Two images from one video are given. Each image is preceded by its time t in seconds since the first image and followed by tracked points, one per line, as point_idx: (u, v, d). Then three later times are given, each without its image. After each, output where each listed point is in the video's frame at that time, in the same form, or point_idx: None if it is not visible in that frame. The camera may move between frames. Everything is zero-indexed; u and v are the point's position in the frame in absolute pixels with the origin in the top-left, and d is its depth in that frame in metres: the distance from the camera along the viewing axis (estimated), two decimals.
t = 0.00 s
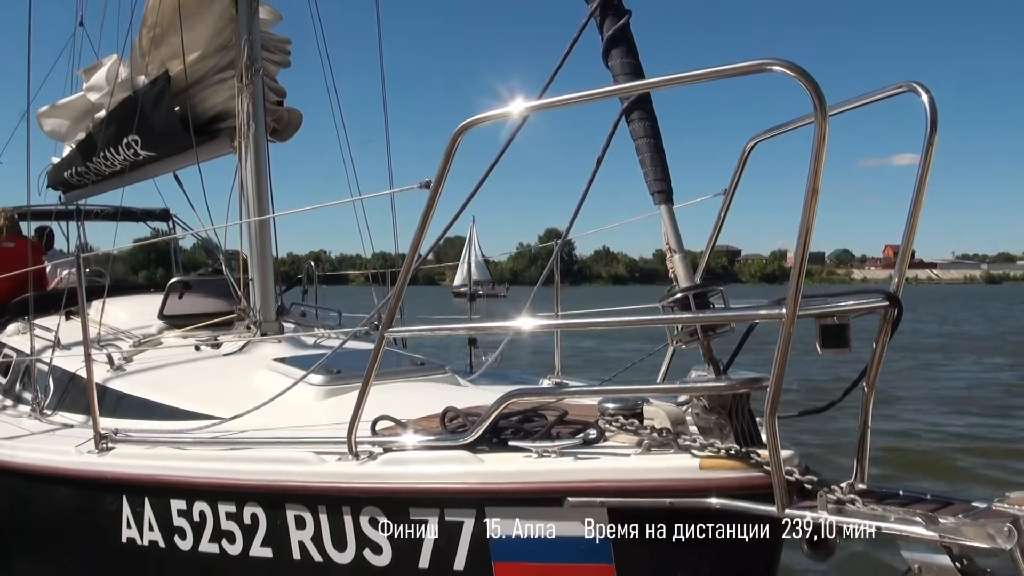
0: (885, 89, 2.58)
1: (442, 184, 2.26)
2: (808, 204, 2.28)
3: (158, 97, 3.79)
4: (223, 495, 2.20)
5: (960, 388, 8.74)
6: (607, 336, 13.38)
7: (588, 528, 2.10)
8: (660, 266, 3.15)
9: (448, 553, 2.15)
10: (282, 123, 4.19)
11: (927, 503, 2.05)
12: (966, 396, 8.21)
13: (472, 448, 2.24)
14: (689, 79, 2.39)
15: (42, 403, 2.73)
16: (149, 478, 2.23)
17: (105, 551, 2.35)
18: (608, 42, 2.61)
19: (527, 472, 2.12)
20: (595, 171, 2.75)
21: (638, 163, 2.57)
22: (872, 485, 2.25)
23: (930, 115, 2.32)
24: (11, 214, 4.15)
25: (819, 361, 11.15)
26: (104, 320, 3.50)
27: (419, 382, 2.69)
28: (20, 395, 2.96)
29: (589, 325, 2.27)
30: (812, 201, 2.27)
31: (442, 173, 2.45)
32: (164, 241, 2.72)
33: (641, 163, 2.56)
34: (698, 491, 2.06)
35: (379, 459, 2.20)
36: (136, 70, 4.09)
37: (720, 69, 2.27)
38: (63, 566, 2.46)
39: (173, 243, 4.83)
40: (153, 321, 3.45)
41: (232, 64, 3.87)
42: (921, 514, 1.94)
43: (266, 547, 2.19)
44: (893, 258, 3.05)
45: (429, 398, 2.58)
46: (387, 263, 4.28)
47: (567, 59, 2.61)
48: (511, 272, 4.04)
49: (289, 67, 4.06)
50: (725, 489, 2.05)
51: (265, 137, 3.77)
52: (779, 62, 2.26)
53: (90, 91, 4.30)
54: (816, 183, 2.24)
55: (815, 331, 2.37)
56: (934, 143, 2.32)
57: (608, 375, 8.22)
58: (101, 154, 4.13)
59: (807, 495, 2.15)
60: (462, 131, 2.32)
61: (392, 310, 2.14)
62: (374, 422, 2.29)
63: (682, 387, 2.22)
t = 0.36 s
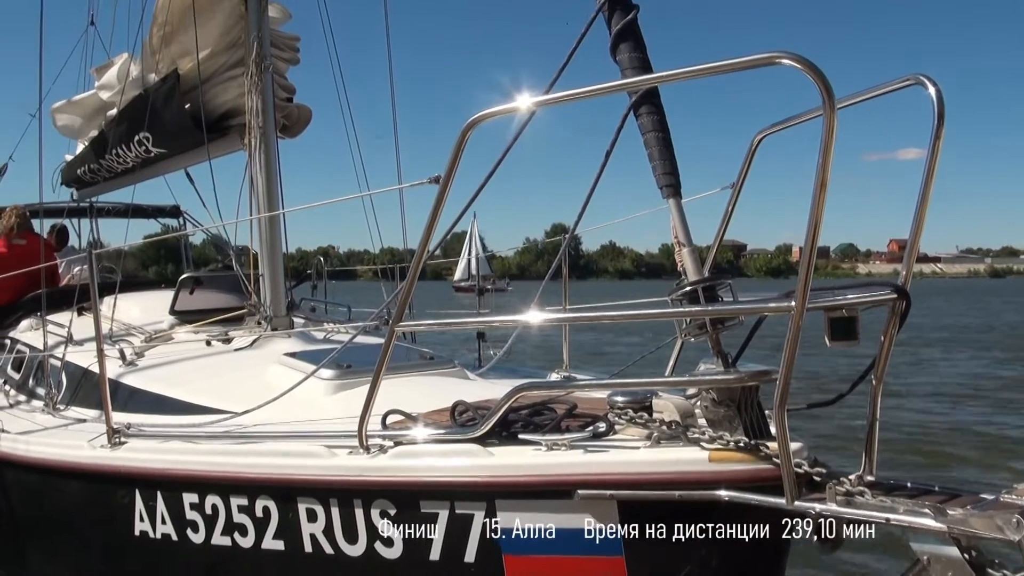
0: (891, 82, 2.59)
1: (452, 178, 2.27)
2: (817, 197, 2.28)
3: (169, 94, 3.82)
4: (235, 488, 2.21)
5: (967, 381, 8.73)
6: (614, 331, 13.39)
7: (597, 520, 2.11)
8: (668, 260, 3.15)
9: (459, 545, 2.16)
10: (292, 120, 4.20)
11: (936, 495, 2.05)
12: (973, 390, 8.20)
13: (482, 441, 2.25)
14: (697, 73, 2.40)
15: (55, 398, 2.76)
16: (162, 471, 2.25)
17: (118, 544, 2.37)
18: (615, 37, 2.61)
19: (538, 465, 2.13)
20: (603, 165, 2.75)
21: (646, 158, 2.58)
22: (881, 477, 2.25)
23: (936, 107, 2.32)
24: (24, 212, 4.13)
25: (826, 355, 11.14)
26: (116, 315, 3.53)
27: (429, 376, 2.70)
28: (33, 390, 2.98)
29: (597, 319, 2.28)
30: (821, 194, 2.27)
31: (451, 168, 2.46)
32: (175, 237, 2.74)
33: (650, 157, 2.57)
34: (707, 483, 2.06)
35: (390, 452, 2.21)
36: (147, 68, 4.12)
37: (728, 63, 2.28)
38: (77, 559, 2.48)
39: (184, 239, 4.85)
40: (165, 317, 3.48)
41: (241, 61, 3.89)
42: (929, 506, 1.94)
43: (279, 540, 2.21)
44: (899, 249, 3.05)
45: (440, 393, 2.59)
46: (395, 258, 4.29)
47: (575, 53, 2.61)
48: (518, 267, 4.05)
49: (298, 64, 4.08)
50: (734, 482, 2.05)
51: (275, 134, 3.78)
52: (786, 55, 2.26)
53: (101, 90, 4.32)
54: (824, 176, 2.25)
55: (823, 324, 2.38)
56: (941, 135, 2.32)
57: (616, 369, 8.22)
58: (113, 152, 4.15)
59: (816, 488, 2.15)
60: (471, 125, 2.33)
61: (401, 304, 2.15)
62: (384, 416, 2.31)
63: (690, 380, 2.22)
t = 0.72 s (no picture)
0: (905, 73, 2.57)
1: (465, 173, 2.26)
2: (831, 191, 2.27)
3: (182, 91, 3.84)
4: (250, 484, 2.22)
5: (981, 376, 8.68)
6: (626, 327, 13.37)
7: (611, 516, 2.11)
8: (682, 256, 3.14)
9: (474, 540, 2.16)
10: (305, 117, 4.21)
11: (951, 489, 2.04)
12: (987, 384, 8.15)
13: (496, 437, 2.25)
14: (710, 66, 2.39)
15: (70, 395, 2.77)
16: (178, 467, 2.26)
17: (135, 539, 2.38)
18: (628, 31, 2.60)
19: (552, 460, 2.13)
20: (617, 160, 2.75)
21: (659, 152, 2.57)
22: (896, 472, 2.24)
23: (950, 99, 2.31)
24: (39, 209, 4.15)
25: (838, 350, 11.10)
26: (131, 312, 3.55)
27: (443, 371, 2.69)
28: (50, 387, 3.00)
29: (610, 314, 2.27)
30: (835, 188, 2.26)
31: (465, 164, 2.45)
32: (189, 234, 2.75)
33: (663, 151, 2.56)
34: (722, 478, 2.06)
35: (404, 448, 2.22)
36: (160, 65, 4.13)
37: (741, 55, 2.27)
38: (94, 555, 2.49)
39: (198, 236, 4.86)
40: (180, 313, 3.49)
41: (254, 58, 3.89)
42: (944, 501, 1.93)
43: (294, 535, 2.21)
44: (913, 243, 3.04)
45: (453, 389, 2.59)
46: (409, 255, 4.29)
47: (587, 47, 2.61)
48: (532, 262, 4.03)
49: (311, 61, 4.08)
50: (749, 476, 2.05)
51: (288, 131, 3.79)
52: (799, 47, 2.25)
53: (115, 87, 4.35)
54: (838, 169, 2.23)
55: (838, 318, 2.36)
56: (955, 128, 2.30)
57: (629, 365, 8.20)
58: (127, 150, 4.17)
59: (832, 482, 2.14)
60: (483, 120, 2.32)
61: (416, 299, 2.15)
62: (399, 412, 2.31)
63: (704, 374, 2.21)
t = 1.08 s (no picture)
0: (935, 67, 2.53)
1: (492, 170, 2.22)
2: (861, 187, 2.24)
3: (210, 91, 3.86)
4: (280, 481, 2.23)
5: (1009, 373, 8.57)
6: (649, 324, 13.32)
7: (641, 514, 2.10)
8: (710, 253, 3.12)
9: (504, 538, 2.16)
10: (331, 115, 4.21)
11: (983, 488, 2.01)
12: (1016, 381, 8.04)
13: (525, 435, 2.24)
14: (738, 63, 2.38)
15: (101, 392, 2.80)
16: (209, 464, 2.27)
17: (166, 535, 2.40)
18: (655, 27, 2.58)
19: (581, 458, 2.12)
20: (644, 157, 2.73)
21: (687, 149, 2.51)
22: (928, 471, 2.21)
23: (980, 93, 2.28)
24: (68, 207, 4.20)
25: (863, 347, 11.00)
26: (160, 311, 3.58)
27: (472, 369, 2.69)
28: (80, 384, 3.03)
29: (639, 312, 2.26)
30: (865, 183, 2.23)
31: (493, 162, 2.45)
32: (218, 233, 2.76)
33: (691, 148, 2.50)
34: (753, 477, 2.04)
35: (434, 446, 2.22)
36: (187, 65, 4.15)
37: (769, 51, 2.25)
38: (126, 551, 2.51)
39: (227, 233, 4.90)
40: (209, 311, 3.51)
41: (281, 58, 3.90)
42: (977, 500, 1.90)
43: (325, 532, 2.22)
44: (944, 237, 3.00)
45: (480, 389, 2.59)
46: (438, 252, 4.29)
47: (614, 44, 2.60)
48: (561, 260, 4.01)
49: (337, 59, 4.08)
50: (780, 475, 2.03)
51: (315, 130, 3.80)
52: (826, 42, 2.23)
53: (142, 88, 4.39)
54: (868, 165, 2.21)
55: (869, 315, 2.34)
56: (985, 122, 2.27)
57: (656, 362, 8.17)
58: (155, 150, 4.21)
59: (863, 481, 2.12)
60: (512, 118, 2.32)
61: (444, 298, 2.16)
62: (428, 409, 2.31)
63: (734, 372, 2.19)
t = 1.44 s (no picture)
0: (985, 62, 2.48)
1: (536, 168, 2.23)
2: (909, 185, 2.21)
3: (253, 91, 3.92)
4: (324, 478, 2.24)
5: None
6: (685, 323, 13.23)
7: (684, 515, 2.08)
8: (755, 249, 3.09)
9: (547, 537, 2.15)
10: (374, 114, 4.24)
11: None
12: None
13: (569, 433, 2.24)
14: (784, 60, 2.35)
15: (146, 388, 2.84)
16: (253, 460, 2.29)
17: (209, 530, 2.42)
18: (699, 24, 2.56)
19: (625, 458, 2.11)
20: (688, 156, 2.72)
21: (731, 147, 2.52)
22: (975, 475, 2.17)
23: None
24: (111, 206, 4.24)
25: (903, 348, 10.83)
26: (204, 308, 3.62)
27: (516, 368, 2.69)
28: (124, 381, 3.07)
29: (683, 311, 2.24)
30: (913, 180, 2.19)
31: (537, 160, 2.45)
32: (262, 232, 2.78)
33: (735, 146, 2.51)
34: (798, 479, 2.01)
35: (477, 444, 2.22)
36: (230, 66, 4.25)
37: (816, 47, 2.22)
38: (168, 544, 2.53)
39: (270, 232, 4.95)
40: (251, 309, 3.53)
41: (323, 58, 3.93)
42: None
43: (367, 528, 2.23)
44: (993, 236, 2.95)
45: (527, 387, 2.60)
46: (478, 251, 4.31)
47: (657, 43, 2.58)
48: (600, 260, 4.02)
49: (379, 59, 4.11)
50: (825, 477, 2.00)
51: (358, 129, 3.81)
52: (874, 38, 2.20)
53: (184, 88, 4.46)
54: (916, 162, 2.17)
55: (916, 315, 2.30)
56: None
57: (698, 362, 8.09)
58: (198, 150, 4.27)
59: (909, 484, 2.08)
60: (556, 116, 2.31)
61: (488, 296, 2.16)
62: (471, 407, 2.31)
63: (779, 372, 2.17)
